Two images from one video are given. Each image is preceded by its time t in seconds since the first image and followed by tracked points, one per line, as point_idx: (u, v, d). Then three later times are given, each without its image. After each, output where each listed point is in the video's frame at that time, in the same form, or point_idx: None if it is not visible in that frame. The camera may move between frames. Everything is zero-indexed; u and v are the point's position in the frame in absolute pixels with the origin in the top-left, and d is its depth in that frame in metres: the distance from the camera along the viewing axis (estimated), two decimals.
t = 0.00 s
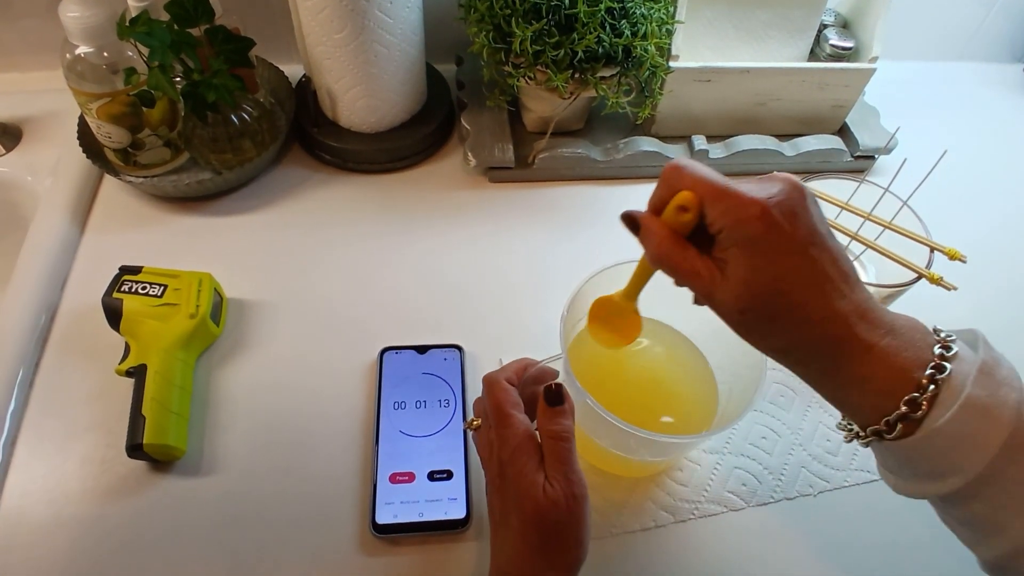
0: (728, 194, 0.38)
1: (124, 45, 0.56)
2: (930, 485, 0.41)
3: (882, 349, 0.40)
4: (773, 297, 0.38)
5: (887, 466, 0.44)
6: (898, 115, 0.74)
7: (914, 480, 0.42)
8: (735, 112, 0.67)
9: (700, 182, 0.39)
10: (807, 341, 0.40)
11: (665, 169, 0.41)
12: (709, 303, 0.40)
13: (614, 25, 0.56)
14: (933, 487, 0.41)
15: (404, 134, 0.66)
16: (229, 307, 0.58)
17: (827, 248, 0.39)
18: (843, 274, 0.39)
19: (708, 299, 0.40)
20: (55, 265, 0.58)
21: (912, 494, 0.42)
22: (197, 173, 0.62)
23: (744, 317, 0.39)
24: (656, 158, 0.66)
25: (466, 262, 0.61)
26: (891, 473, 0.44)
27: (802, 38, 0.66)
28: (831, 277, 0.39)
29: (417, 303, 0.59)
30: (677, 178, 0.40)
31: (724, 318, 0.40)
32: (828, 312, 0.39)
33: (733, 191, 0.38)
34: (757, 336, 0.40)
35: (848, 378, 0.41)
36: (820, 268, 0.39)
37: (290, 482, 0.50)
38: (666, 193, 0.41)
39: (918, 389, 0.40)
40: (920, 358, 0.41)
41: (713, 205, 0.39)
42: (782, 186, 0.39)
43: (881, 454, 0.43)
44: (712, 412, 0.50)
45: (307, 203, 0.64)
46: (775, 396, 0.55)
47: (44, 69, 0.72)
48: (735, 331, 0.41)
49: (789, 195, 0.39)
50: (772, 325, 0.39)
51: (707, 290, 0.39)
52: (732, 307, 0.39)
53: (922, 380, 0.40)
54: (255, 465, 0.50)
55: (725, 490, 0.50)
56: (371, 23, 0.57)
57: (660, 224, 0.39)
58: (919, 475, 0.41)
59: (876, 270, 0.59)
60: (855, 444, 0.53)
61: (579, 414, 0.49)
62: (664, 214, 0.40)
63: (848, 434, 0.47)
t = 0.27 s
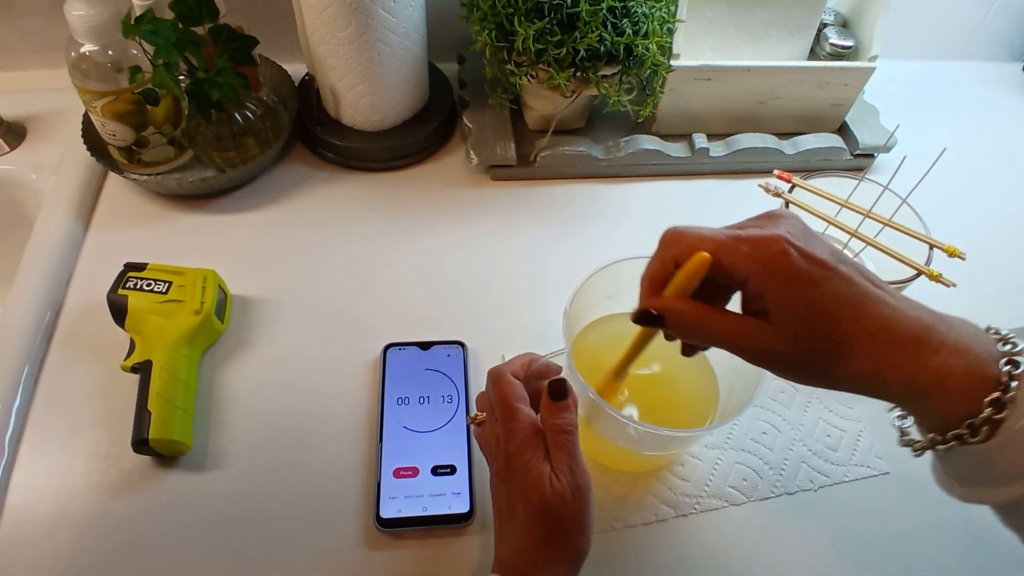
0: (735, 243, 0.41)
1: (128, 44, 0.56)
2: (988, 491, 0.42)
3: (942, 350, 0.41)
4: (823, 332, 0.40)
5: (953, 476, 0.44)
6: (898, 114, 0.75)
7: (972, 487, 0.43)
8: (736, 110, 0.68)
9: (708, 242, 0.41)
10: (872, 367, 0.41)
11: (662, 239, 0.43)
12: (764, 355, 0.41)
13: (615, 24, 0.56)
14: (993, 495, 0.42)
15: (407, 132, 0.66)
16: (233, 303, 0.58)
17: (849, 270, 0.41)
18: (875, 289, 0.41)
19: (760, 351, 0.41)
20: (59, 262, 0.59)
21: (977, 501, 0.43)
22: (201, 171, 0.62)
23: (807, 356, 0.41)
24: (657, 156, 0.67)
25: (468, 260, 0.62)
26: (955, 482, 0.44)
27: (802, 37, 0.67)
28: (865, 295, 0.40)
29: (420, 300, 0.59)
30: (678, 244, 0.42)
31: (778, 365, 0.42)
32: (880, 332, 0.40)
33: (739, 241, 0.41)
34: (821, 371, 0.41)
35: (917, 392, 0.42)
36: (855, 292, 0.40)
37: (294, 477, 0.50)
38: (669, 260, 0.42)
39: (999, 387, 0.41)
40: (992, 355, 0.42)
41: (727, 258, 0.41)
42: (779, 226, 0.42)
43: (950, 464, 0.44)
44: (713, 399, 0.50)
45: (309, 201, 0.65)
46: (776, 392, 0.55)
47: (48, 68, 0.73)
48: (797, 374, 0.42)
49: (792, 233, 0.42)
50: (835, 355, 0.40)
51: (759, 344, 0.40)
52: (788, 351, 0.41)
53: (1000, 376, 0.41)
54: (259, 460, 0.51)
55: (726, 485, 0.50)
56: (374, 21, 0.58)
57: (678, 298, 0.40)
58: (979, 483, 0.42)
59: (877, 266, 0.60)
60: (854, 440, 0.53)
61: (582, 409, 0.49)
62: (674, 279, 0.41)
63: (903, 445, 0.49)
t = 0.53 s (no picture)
0: (793, 257, 0.40)
1: (131, 44, 0.56)
2: None
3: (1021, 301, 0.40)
4: (921, 317, 0.39)
5: None
6: (897, 114, 0.75)
7: None
8: (735, 111, 0.68)
9: (771, 261, 0.40)
10: (970, 337, 0.40)
11: (716, 272, 0.40)
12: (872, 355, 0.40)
13: (616, 25, 0.57)
14: None
15: (408, 132, 0.67)
16: (235, 303, 0.58)
17: (905, 252, 0.41)
18: (934, 261, 0.41)
19: (868, 352, 0.40)
20: (61, 262, 0.59)
21: None
22: (203, 171, 0.62)
23: (915, 344, 0.40)
24: (657, 157, 0.67)
25: (469, 259, 0.62)
26: None
27: (801, 38, 0.67)
28: (929, 269, 0.41)
29: (421, 299, 0.59)
30: (738, 268, 0.40)
31: (885, 363, 0.41)
32: (967, 302, 0.40)
33: (796, 256, 0.40)
34: (928, 356, 0.40)
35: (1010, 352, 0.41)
36: (922, 271, 0.41)
37: (296, 476, 0.50)
38: (733, 285, 0.40)
39: None
40: None
41: (796, 273, 0.40)
42: (824, 233, 0.42)
43: None
44: (713, 399, 0.51)
45: (310, 200, 0.65)
46: (777, 397, 0.55)
47: (49, 68, 0.73)
48: (907, 363, 0.41)
49: (839, 237, 0.41)
50: (936, 338, 0.40)
51: (864, 344, 0.39)
52: (895, 346, 0.40)
53: None
54: (260, 459, 0.51)
55: (725, 488, 0.51)
56: (375, 22, 0.58)
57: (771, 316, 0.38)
58: None
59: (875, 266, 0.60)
60: (855, 448, 0.53)
61: (583, 408, 0.49)
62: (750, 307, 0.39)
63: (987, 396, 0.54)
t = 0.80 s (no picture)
0: (727, 219, 0.44)
1: (132, 45, 0.57)
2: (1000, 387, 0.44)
3: (937, 266, 0.43)
4: (841, 275, 0.43)
5: (963, 376, 0.47)
6: (896, 115, 0.75)
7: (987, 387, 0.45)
8: (735, 112, 0.68)
9: (710, 222, 0.43)
10: (887, 295, 0.43)
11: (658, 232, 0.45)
12: (796, 311, 0.43)
13: (616, 27, 0.57)
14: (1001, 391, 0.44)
15: (408, 132, 0.67)
16: (235, 303, 0.58)
17: (835, 216, 0.44)
18: (862, 224, 0.44)
19: (796, 305, 0.43)
20: (62, 262, 0.59)
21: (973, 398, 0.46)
22: (203, 171, 0.63)
23: (835, 299, 0.43)
24: (656, 158, 0.67)
25: (469, 260, 0.62)
26: (966, 383, 0.47)
27: (800, 39, 0.67)
28: (855, 232, 0.44)
29: (421, 300, 0.60)
30: (675, 228, 0.44)
31: (812, 315, 0.44)
32: (887, 261, 0.43)
33: (731, 217, 0.44)
34: (850, 312, 0.44)
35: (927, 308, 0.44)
36: (848, 233, 0.43)
37: (296, 476, 0.50)
38: (671, 245, 0.44)
39: (993, 288, 0.43)
40: (984, 259, 0.44)
41: (729, 233, 0.43)
42: (761, 197, 0.45)
43: (962, 364, 0.46)
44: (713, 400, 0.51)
45: (311, 201, 0.65)
46: (777, 397, 0.55)
47: (50, 69, 0.73)
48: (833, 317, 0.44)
49: (776, 201, 0.45)
50: (857, 296, 0.43)
51: (787, 298, 0.43)
52: (816, 299, 0.43)
53: (993, 278, 0.43)
54: (261, 459, 0.51)
55: (724, 488, 0.51)
56: (376, 24, 0.58)
57: (705, 273, 0.42)
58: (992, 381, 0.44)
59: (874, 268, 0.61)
60: (854, 449, 0.53)
61: (582, 408, 0.49)
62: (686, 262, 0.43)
63: (917, 351, 0.50)
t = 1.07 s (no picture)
0: (731, 214, 0.44)
1: (130, 44, 0.56)
2: (962, 391, 0.43)
3: (907, 286, 0.44)
4: (813, 280, 0.43)
5: (930, 386, 0.46)
6: (894, 116, 0.75)
7: (951, 392, 0.44)
8: (733, 112, 0.68)
9: (711, 215, 0.44)
10: (843, 305, 0.44)
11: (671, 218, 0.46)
12: (764, 303, 0.45)
13: (614, 27, 0.57)
14: (964, 395, 0.43)
15: (406, 132, 0.67)
16: (234, 303, 0.58)
17: (826, 228, 0.45)
18: (847, 240, 0.44)
19: (760, 298, 0.45)
20: (60, 261, 0.59)
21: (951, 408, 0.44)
22: (202, 171, 0.62)
23: (796, 299, 0.44)
24: (654, 158, 0.67)
25: (467, 260, 0.62)
26: (933, 393, 0.46)
27: (798, 40, 0.67)
28: (838, 245, 0.44)
29: (419, 299, 0.60)
30: (686, 216, 0.45)
31: (776, 309, 0.45)
32: (855, 277, 0.43)
33: (734, 213, 0.44)
34: (810, 311, 0.45)
35: (879, 322, 0.45)
36: (833, 245, 0.44)
37: (294, 476, 0.50)
38: (680, 231, 0.45)
39: (947, 305, 0.43)
40: (944, 280, 0.44)
41: (726, 227, 0.44)
42: (768, 198, 0.46)
43: (924, 371, 0.45)
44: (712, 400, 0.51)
45: (309, 201, 0.65)
46: (774, 397, 0.56)
47: (49, 68, 0.73)
48: (790, 313, 0.46)
49: (779, 205, 0.45)
50: (820, 299, 0.44)
51: (754, 292, 0.44)
52: (781, 297, 0.44)
53: (948, 297, 0.43)
54: (259, 459, 0.51)
55: (721, 488, 0.51)
56: (374, 24, 0.58)
57: (693, 264, 0.44)
58: (956, 384, 0.43)
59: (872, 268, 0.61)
60: (851, 449, 0.54)
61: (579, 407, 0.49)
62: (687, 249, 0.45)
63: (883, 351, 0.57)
